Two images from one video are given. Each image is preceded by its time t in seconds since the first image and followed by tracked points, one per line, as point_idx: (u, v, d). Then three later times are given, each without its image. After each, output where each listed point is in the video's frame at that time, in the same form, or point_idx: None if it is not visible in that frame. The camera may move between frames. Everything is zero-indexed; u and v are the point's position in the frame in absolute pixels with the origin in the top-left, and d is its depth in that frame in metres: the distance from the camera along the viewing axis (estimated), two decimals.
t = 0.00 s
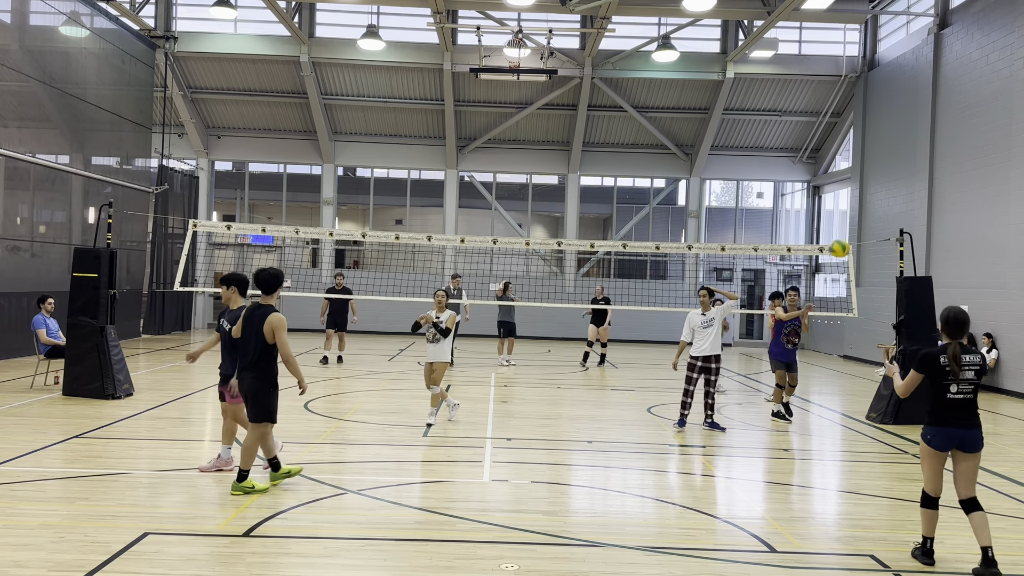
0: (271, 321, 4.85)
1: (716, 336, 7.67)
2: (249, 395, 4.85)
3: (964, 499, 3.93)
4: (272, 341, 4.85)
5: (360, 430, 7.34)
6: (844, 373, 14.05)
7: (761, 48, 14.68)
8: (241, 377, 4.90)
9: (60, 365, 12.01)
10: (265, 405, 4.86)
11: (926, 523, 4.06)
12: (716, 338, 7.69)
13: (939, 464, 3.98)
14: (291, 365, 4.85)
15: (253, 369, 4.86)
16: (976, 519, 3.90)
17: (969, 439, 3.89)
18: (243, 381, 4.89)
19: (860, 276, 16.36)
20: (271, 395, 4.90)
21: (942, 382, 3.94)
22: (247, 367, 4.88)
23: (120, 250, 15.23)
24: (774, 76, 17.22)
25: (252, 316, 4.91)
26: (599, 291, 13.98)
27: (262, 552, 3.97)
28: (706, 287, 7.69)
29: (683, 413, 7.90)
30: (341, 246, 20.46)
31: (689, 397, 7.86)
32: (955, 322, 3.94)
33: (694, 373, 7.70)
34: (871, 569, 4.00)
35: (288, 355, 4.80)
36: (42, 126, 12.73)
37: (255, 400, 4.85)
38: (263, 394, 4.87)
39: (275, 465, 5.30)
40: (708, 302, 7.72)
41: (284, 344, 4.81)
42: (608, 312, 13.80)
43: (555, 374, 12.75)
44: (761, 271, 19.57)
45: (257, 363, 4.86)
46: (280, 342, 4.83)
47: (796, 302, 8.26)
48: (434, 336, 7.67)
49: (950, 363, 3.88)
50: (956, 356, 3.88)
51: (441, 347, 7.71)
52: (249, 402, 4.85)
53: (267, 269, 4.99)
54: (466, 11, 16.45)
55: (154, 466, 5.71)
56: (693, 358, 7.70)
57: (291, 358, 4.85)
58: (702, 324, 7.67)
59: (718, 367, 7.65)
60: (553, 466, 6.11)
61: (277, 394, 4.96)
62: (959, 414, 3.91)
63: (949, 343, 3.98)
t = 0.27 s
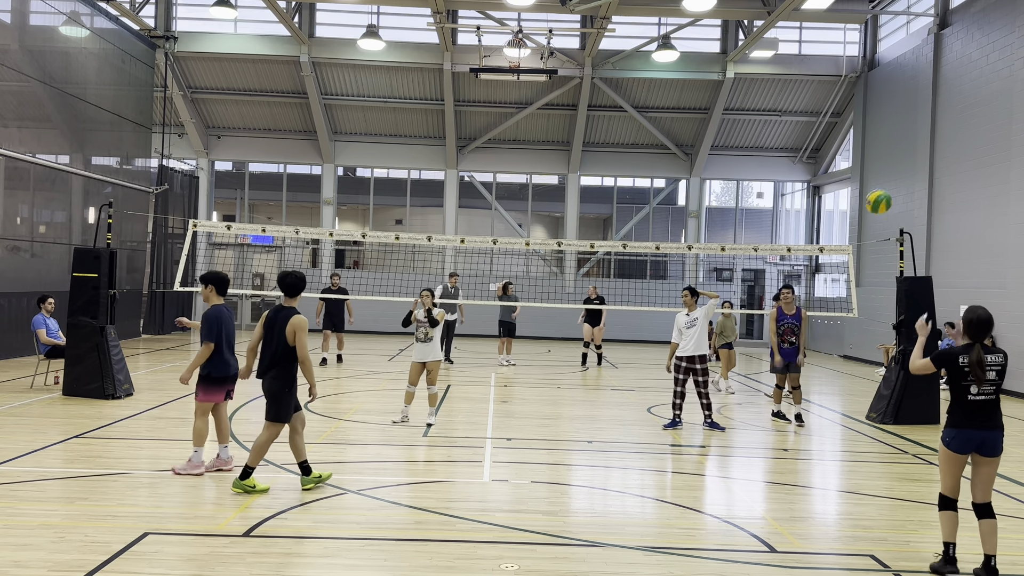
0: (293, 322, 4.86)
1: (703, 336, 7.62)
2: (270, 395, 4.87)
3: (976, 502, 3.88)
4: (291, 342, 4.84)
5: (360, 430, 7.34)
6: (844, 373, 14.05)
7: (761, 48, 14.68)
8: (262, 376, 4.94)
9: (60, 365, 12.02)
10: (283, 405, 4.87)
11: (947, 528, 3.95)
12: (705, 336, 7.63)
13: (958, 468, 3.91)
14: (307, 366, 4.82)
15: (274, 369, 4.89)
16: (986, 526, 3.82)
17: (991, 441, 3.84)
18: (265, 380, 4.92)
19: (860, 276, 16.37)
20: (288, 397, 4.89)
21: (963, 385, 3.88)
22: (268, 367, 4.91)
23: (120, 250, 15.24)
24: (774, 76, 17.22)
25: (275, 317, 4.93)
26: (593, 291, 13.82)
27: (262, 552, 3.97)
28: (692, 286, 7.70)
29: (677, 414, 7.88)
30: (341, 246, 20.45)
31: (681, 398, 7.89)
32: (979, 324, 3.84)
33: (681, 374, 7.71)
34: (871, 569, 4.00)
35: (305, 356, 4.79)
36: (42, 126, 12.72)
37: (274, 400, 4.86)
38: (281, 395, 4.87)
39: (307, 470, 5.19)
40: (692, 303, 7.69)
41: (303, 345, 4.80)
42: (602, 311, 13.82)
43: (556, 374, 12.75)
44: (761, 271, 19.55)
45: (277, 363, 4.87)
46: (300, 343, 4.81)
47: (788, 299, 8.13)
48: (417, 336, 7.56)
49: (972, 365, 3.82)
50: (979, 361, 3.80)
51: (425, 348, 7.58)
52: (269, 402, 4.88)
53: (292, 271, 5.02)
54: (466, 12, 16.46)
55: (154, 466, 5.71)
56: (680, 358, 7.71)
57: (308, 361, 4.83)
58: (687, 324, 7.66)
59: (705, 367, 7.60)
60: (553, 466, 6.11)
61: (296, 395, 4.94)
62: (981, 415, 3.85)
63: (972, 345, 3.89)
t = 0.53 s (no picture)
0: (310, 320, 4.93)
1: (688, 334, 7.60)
2: (303, 396, 4.96)
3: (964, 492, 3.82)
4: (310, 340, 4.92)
5: (360, 430, 7.34)
6: (844, 373, 14.06)
7: (761, 48, 14.68)
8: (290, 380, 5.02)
9: (60, 365, 12.02)
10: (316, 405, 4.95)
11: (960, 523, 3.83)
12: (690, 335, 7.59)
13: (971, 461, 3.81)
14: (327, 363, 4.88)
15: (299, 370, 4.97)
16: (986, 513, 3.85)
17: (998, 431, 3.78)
18: (294, 383, 5.01)
19: (860, 276, 16.38)
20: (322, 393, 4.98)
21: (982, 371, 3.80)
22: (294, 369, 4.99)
23: (120, 250, 15.24)
24: (774, 76, 17.22)
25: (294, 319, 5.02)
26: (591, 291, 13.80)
27: (263, 552, 3.97)
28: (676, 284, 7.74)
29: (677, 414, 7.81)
30: (341, 245, 20.45)
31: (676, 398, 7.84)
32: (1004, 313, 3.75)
33: (670, 374, 7.68)
34: (871, 569, 4.00)
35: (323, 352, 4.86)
36: (41, 126, 12.71)
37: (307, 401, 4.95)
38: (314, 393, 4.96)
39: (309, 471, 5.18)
40: (678, 302, 7.72)
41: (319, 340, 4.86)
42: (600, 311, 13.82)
43: (556, 374, 12.75)
44: (761, 272, 19.57)
45: (302, 364, 4.95)
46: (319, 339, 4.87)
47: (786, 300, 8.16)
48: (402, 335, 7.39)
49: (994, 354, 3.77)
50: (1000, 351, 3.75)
51: (408, 347, 7.40)
52: (303, 403, 4.97)
53: (307, 272, 5.15)
54: (466, 12, 16.46)
55: (154, 466, 5.72)
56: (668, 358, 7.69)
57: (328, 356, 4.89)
58: (671, 323, 7.70)
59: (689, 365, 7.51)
60: (553, 466, 6.11)
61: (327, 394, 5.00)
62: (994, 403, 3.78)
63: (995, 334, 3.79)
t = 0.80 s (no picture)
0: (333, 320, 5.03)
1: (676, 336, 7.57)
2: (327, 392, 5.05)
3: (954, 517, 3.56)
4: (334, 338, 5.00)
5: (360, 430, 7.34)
6: (844, 373, 14.06)
7: (762, 48, 14.68)
8: (311, 377, 5.08)
9: (60, 365, 12.02)
10: (342, 400, 5.08)
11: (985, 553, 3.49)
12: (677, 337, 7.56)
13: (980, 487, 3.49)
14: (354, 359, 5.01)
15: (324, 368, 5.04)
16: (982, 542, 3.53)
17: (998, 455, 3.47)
18: (317, 379, 5.07)
19: (860, 276, 16.38)
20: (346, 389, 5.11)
21: (1006, 408, 3.47)
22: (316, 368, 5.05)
23: (120, 250, 15.23)
24: (774, 76, 17.22)
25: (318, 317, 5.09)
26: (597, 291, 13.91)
27: (263, 552, 3.97)
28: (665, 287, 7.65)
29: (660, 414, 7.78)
30: (341, 245, 20.45)
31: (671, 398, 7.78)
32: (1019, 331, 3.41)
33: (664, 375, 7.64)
34: (872, 569, 4.00)
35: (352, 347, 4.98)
36: (42, 126, 12.71)
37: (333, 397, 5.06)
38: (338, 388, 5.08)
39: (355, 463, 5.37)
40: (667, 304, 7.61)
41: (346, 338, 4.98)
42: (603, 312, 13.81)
43: (556, 374, 12.75)
44: (761, 272, 19.53)
45: (328, 361, 5.05)
46: (343, 336, 5.01)
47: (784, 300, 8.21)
48: (394, 335, 7.39)
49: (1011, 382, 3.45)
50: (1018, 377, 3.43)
51: (398, 347, 7.37)
52: (327, 399, 5.06)
53: (325, 272, 5.15)
54: (466, 12, 16.46)
55: (154, 466, 5.72)
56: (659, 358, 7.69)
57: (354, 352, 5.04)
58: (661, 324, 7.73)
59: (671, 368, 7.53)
60: (553, 466, 6.11)
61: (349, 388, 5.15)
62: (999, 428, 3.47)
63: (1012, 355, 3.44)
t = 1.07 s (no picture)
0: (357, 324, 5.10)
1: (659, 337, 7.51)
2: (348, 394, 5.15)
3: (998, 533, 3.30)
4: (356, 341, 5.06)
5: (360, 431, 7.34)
6: (843, 373, 14.06)
7: (762, 48, 14.69)
8: (335, 378, 5.17)
9: (60, 365, 12.02)
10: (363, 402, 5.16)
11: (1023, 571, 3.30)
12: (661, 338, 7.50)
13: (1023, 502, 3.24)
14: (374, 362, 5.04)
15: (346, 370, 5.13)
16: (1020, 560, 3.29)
17: None
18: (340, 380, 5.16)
19: (860, 276, 16.38)
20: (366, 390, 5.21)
21: None
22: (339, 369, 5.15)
23: (120, 250, 15.23)
24: (774, 76, 17.22)
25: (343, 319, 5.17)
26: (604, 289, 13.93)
27: (263, 552, 3.97)
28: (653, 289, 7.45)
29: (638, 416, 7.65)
30: (341, 246, 20.44)
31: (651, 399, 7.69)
32: None
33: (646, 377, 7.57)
34: (872, 569, 4.00)
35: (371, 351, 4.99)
36: (42, 126, 12.71)
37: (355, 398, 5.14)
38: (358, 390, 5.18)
39: (364, 462, 5.43)
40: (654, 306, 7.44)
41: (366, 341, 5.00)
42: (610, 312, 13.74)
43: (556, 374, 12.75)
44: (761, 271, 19.35)
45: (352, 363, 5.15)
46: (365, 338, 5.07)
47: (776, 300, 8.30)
48: (391, 335, 7.39)
49: None
50: None
51: (395, 346, 7.39)
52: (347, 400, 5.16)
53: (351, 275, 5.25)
54: (466, 12, 16.46)
55: (154, 466, 5.71)
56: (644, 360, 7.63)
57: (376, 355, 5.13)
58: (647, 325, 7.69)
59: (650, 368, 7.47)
60: (553, 466, 6.10)
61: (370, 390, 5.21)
62: None
63: None
